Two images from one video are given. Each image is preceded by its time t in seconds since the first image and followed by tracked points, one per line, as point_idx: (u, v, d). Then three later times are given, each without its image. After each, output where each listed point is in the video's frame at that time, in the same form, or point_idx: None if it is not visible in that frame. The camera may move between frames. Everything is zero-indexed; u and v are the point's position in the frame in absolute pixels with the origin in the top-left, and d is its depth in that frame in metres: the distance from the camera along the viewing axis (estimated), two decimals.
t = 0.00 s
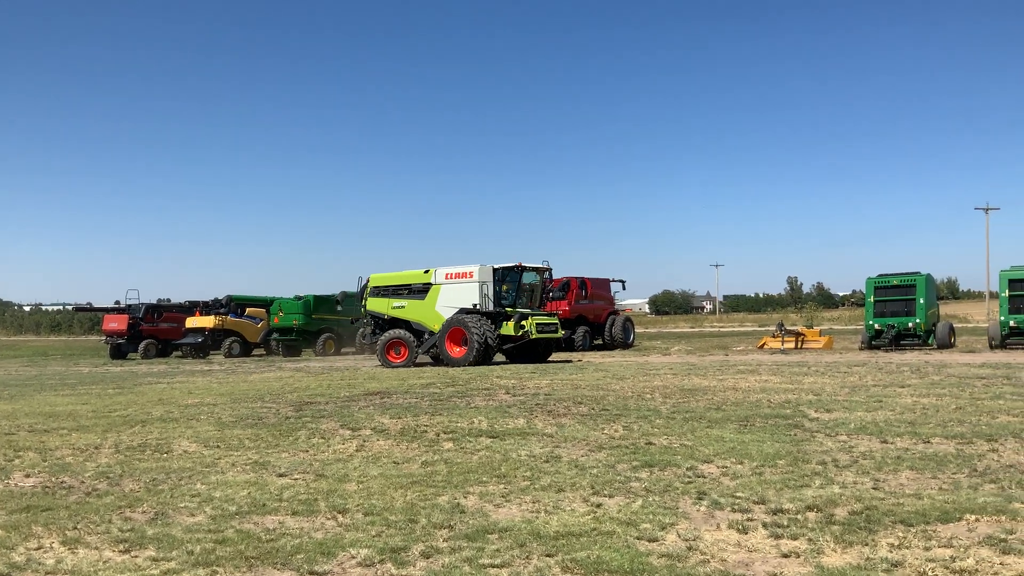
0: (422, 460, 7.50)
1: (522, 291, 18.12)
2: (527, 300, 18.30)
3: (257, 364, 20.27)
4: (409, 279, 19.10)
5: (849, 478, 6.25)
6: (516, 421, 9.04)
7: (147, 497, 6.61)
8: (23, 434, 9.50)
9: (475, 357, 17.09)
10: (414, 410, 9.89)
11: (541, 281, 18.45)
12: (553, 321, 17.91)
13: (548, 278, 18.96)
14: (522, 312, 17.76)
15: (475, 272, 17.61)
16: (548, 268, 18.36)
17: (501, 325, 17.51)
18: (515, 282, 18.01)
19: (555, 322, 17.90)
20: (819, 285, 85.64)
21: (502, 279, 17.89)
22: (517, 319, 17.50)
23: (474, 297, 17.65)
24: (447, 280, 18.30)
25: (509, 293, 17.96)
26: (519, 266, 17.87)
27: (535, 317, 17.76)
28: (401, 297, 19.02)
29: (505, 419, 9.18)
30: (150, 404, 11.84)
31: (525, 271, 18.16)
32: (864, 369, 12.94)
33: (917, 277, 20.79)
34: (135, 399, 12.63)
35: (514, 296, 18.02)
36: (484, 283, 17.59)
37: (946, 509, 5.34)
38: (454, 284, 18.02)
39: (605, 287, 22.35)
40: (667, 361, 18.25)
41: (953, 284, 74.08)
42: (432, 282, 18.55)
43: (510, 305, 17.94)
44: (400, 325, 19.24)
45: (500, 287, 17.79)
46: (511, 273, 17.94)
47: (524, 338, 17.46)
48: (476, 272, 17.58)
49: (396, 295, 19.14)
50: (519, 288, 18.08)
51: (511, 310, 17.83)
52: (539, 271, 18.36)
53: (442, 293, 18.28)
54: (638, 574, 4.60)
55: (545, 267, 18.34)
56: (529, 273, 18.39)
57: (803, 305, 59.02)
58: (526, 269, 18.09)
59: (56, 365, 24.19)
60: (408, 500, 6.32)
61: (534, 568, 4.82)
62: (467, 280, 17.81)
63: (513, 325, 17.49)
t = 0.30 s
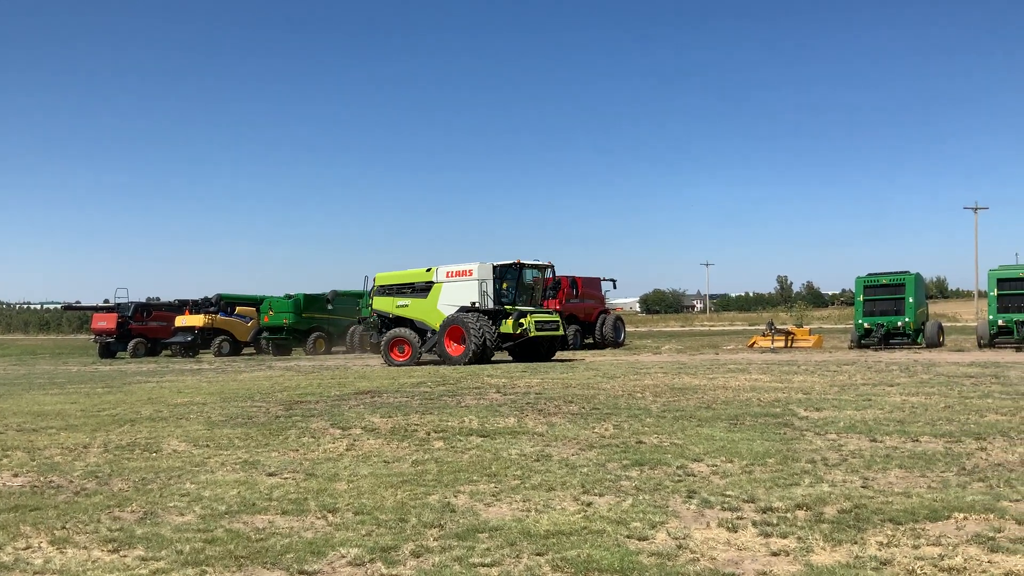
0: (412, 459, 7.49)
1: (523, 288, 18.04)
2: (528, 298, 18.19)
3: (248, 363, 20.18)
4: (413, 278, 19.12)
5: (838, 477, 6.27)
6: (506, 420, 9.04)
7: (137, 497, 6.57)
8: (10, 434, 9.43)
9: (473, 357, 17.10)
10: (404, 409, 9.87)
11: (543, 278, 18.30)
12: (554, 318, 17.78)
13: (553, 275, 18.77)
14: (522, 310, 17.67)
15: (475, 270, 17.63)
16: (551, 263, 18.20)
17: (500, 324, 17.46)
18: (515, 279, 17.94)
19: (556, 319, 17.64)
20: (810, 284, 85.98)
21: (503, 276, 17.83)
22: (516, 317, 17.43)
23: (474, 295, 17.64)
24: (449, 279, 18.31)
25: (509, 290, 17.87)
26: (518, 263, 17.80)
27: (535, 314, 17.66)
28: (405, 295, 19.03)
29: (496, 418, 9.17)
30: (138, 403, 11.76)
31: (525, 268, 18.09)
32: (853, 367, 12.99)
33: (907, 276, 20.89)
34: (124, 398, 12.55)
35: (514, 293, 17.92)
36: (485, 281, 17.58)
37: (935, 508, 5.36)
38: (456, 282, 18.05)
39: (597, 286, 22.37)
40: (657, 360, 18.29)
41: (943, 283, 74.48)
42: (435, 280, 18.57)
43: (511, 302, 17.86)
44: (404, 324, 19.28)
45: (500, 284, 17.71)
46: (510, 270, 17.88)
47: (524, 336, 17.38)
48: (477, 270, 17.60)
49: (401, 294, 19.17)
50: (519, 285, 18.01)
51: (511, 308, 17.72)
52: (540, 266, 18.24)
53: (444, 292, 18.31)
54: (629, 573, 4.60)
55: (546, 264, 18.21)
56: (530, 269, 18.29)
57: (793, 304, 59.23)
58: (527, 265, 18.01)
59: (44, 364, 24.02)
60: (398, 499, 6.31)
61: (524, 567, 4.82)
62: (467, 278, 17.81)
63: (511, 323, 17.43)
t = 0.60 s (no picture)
0: (407, 461, 7.48)
1: (526, 289, 18.01)
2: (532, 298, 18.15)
3: (242, 364, 20.13)
4: (420, 279, 19.23)
5: (832, 478, 6.28)
6: (501, 421, 9.04)
7: (131, 499, 6.55)
8: (3, 435, 9.42)
9: (473, 358, 17.06)
10: (399, 411, 9.87)
11: (548, 278, 18.22)
12: (557, 318, 17.64)
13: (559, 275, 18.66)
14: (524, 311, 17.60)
15: (479, 271, 17.66)
16: (555, 264, 18.11)
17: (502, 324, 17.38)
18: (519, 280, 17.91)
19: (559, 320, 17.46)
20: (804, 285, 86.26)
21: (506, 276, 17.80)
22: (517, 318, 17.35)
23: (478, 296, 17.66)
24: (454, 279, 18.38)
25: (513, 291, 17.84)
26: (522, 263, 17.78)
27: (538, 315, 17.55)
28: (412, 296, 19.14)
29: (490, 419, 9.17)
30: (132, 405, 11.75)
31: (529, 268, 18.05)
32: (846, 369, 13.03)
33: (900, 277, 20.96)
34: (118, 400, 12.52)
35: (518, 293, 17.87)
36: (488, 282, 17.60)
37: (929, 509, 5.37)
38: (460, 283, 18.10)
39: (591, 287, 22.48)
40: (652, 361, 18.32)
41: (937, 284, 74.75)
42: (441, 281, 18.64)
43: (514, 303, 17.80)
44: (412, 325, 19.38)
45: (503, 285, 17.68)
46: (514, 271, 17.85)
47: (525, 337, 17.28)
48: (480, 270, 17.63)
49: (408, 295, 19.28)
50: (523, 286, 17.98)
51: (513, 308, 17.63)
52: (544, 267, 18.16)
53: (449, 293, 18.38)
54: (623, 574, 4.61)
55: (551, 264, 18.14)
56: (535, 270, 18.24)
57: (787, 304, 59.42)
58: (530, 266, 17.96)
59: (38, 366, 23.94)
60: (393, 500, 6.30)
61: (518, 568, 4.82)
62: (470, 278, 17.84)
63: (513, 324, 17.34)
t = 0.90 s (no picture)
0: (406, 463, 7.47)
1: (534, 290, 17.98)
2: (540, 299, 18.08)
3: (241, 366, 20.12)
4: (431, 279, 19.31)
5: (831, 479, 6.28)
6: (500, 423, 9.04)
7: (129, 501, 6.54)
8: (2, 436, 9.41)
9: (479, 359, 17.04)
10: (398, 413, 9.87)
11: (557, 279, 18.10)
12: (564, 320, 17.48)
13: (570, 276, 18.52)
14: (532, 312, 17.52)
15: (485, 272, 17.66)
16: (564, 263, 17.99)
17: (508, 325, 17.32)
18: (527, 281, 17.87)
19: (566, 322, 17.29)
20: (802, 287, 86.30)
21: (514, 277, 17.76)
22: (523, 319, 17.26)
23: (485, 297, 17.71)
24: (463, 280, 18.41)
25: (521, 292, 17.79)
26: (529, 264, 17.74)
27: (545, 316, 17.42)
28: (423, 298, 19.22)
29: (489, 421, 9.17)
30: (131, 406, 11.75)
31: (538, 269, 18.00)
32: (845, 371, 13.03)
33: (898, 279, 20.98)
34: (117, 402, 12.50)
35: (525, 294, 17.82)
36: (494, 283, 17.59)
37: (928, 510, 5.37)
38: (468, 284, 18.12)
39: (591, 289, 22.47)
40: (651, 363, 18.33)
41: (936, 285, 74.83)
42: (451, 282, 18.65)
43: (521, 304, 17.76)
44: (424, 326, 19.43)
45: (511, 286, 17.65)
46: (522, 271, 17.81)
47: (532, 338, 17.16)
48: (487, 271, 17.63)
49: (420, 296, 19.34)
50: (531, 287, 17.95)
51: (520, 310, 17.56)
52: (553, 267, 18.06)
53: (458, 294, 18.40)
54: None
55: (560, 264, 18.01)
56: (544, 270, 18.17)
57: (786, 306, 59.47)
58: (539, 266, 17.89)
59: (36, 368, 23.91)
60: (391, 502, 6.29)
61: (517, 570, 4.82)
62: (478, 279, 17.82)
63: (519, 325, 17.28)
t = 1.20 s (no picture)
0: (405, 464, 7.47)
1: (543, 290, 17.75)
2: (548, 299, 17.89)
3: (239, 367, 20.12)
4: (442, 280, 19.40)
5: (829, 481, 6.29)
6: (499, 424, 9.04)
7: (128, 502, 6.54)
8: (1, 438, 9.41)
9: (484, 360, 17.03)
10: (396, 414, 9.86)
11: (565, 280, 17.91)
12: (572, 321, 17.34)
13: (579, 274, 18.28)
14: (540, 312, 17.41)
15: (492, 272, 17.66)
16: (573, 263, 17.78)
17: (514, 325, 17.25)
18: (536, 281, 17.67)
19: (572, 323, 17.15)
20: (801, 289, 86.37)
21: (523, 277, 17.56)
22: (530, 319, 17.19)
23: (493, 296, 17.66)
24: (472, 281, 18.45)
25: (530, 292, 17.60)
26: (539, 264, 17.52)
27: (552, 317, 17.31)
28: (434, 298, 19.34)
29: (488, 423, 9.17)
30: (130, 408, 11.75)
31: (547, 269, 17.79)
32: (843, 372, 13.04)
33: (897, 281, 21.00)
34: (115, 403, 12.49)
35: (533, 295, 17.59)
36: (501, 283, 17.53)
37: (926, 512, 5.38)
38: (477, 285, 18.14)
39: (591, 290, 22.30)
40: (650, 364, 18.34)
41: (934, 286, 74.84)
42: (460, 282, 18.70)
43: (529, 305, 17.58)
44: (436, 326, 19.54)
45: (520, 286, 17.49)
46: (532, 272, 17.58)
47: (537, 339, 17.11)
48: (494, 272, 17.62)
49: (432, 297, 19.48)
50: (540, 287, 17.76)
51: (527, 310, 17.46)
52: (563, 267, 17.84)
53: (467, 294, 18.44)
54: None
55: (569, 265, 17.77)
56: (553, 270, 17.96)
57: (784, 308, 59.55)
58: (549, 267, 17.66)
59: (35, 369, 23.88)
60: (390, 504, 6.29)
61: (516, 571, 4.82)
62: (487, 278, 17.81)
63: (525, 326, 17.21)
